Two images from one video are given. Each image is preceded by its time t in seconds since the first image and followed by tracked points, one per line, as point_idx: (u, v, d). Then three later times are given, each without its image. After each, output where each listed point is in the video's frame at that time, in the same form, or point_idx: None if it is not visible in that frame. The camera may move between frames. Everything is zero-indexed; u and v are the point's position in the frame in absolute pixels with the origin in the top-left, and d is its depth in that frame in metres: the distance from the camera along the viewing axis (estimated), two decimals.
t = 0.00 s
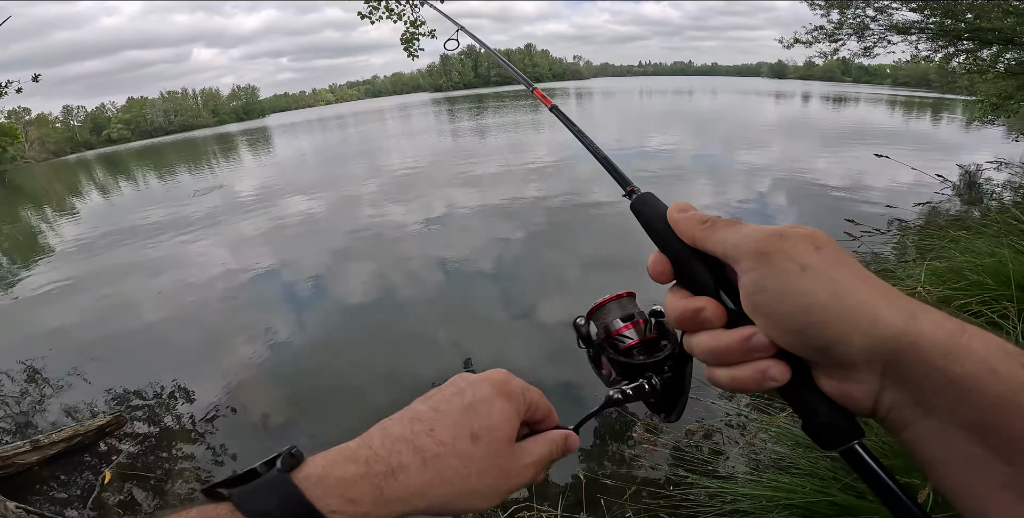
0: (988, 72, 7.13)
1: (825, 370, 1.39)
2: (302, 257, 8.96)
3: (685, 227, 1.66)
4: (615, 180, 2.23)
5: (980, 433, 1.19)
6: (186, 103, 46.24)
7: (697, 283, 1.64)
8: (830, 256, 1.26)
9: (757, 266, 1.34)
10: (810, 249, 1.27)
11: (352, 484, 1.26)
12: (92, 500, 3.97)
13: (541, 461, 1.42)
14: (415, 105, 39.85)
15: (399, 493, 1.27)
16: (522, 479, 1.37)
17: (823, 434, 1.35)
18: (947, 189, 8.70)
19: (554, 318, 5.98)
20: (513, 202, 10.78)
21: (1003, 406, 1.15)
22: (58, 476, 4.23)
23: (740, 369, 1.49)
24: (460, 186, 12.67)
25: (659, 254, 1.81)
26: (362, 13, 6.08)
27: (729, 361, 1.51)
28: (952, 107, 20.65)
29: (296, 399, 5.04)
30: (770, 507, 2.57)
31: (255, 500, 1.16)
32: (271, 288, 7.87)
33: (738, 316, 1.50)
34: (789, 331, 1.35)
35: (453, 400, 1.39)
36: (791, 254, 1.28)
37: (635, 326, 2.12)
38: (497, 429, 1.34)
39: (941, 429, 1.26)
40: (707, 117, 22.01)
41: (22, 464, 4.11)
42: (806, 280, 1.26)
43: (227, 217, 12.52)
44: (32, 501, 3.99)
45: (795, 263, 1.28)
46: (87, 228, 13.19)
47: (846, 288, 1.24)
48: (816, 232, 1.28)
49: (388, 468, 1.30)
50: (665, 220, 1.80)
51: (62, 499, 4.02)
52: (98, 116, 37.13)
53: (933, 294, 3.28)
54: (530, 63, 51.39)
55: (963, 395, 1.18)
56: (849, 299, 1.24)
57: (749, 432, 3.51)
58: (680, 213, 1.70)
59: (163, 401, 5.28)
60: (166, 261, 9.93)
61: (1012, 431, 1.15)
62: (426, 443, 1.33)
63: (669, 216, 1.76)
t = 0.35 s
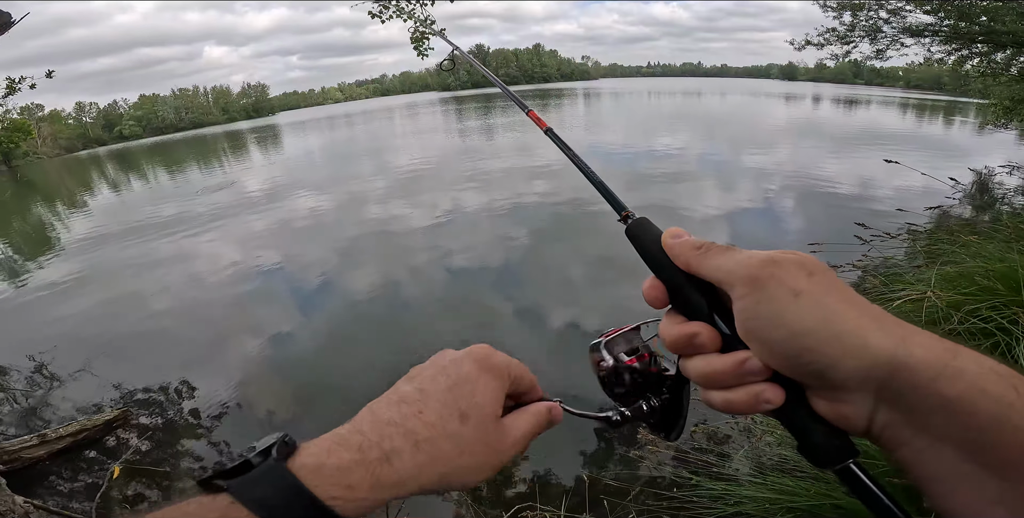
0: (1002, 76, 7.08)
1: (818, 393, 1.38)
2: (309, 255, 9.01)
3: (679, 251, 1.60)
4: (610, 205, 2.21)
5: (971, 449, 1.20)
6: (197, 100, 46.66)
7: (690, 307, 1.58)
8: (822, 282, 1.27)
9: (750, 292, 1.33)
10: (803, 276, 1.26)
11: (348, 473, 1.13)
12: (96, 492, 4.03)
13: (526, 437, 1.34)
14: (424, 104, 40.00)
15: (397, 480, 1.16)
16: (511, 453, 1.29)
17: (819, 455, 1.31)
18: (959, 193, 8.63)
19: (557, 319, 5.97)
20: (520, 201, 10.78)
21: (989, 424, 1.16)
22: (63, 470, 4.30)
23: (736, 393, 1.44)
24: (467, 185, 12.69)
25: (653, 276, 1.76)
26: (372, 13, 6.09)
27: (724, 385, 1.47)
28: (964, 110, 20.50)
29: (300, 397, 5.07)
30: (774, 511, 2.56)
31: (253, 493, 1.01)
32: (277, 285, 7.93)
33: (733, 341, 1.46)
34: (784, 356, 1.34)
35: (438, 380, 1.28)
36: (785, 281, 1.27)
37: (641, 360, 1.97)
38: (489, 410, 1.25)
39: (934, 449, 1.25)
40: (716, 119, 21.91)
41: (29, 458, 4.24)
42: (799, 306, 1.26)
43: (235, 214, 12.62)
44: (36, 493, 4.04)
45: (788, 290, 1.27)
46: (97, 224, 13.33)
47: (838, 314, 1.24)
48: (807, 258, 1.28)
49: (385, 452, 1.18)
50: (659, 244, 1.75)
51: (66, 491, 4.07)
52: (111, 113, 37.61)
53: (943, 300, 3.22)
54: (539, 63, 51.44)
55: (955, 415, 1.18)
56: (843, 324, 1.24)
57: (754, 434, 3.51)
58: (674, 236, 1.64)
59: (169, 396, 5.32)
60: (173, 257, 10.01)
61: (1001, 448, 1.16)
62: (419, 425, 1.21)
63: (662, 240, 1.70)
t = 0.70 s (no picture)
0: (1016, 79, 7.01)
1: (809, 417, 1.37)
2: (315, 252, 9.06)
3: (674, 276, 1.57)
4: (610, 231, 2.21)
5: (957, 470, 1.20)
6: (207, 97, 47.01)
7: (687, 331, 1.56)
8: (811, 312, 1.24)
9: (741, 323, 1.31)
10: (792, 306, 1.24)
11: (315, 462, 1.14)
12: (101, 487, 4.06)
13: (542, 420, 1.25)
14: (432, 103, 40.06)
15: (369, 469, 1.12)
16: (517, 442, 1.20)
17: (811, 475, 1.34)
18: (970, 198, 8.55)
19: (561, 319, 5.97)
20: (525, 201, 10.78)
21: (974, 447, 1.17)
22: (69, 464, 4.34)
23: (730, 416, 1.43)
24: (473, 184, 12.71)
25: (651, 299, 1.74)
26: (381, 12, 6.12)
27: (719, 409, 1.45)
28: (977, 113, 20.29)
29: (305, 393, 5.11)
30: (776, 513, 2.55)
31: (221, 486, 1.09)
32: (283, 281, 7.98)
33: (728, 367, 1.44)
34: (774, 384, 1.33)
35: (426, 368, 1.23)
36: (775, 311, 1.25)
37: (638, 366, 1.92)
38: (476, 395, 1.18)
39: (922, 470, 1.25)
40: (724, 120, 21.81)
41: (36, 452, 4.24)
42: (790, 337, 1.24)
43: (242, 210, 12.70)
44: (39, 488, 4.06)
45: (778, 320, 1.25)
46: (106, 219, 13.45)
47: (827, 344, 1.22)
48: (797, 288, 1.26)
49: (356, 443, 1.15)
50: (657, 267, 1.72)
51: (70, 486, 4.11)
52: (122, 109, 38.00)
53: (953, 304, 3.16)
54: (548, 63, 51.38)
55: (941, 437, 1.18)
56: (832, 355, 1.21)
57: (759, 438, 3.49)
58: (671, 261, 1.61)
59: (175, 391, 5.35)
60: (181, 252, 10.09)
61: (987, 470, 1.16)
62: (399, 413, 1.17)
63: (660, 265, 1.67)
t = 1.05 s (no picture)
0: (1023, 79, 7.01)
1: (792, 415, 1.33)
2: (318, 249, 9.09)
3: (661, 276, 1.54)
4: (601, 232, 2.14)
5: (941, 474, 1.14)
6: (212, 96, 47.18)
7: (673, 331, 1.53)
8: (794, 312, 1.24)
9: (725, 322, 1.31)
10: (774, 306, 1.24)
11: None
12: (105, 486, 4.08)
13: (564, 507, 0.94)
14: (435, 103, 40.13)
15: None
16: None
17: (794, 476, 1.27)
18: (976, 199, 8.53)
19: (563, 318, 5.96)
20: (528, 200, 10.79)
21: (958, 449, 1.11)
22: (73, 462, 4.37)
23: (716, 416, 1.41)
24: (476, 183, 12.73)
25: (639, 298, 1.69)
26: (386, 11, 6.13)
27: (704, 408, 1.43)
28: (983, 114, 20.27)
29: (307, 391, 5.12)
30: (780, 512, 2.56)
31: None
32: (285, 279, 8.01)
33: (714, 366, 1.41)
34: (758, 383, 1.32)
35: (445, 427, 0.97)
36: (757, 311, 1.25)
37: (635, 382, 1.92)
38: (503, 464, 0.92)
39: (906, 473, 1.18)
40: (728, 120, 21.81)
41: (39, 450, 4.27)
42: (771, 336, 1.24)
43: (246, 208, 12.74)
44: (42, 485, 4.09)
45: (760, 320, 1.25)
46: (111, 216, 13.51)
47: (806, 343, 1.22)
48: (780, 287, 1.25)
49: (353, 505, 0.87)
50: (644, 268, 1.68)
51: (73, 484, 4.13)
52: (128, 107, 38.20)
53: (960, 306, 3.13)
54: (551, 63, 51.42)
55: (921, 437, 1.13)
56: (812, 354, 1.21)
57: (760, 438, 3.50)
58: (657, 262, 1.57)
59: (178, 389, 5.37)
60: (185, 250, 10.13)
61: (971, 473, 1.10)
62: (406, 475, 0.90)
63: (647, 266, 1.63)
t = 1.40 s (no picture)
0: None
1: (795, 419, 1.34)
2: (320, 248, 9.11)
3: (661, 285, 1.62)
4: (598, 240, 2.20)
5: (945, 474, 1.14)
6: (214, 94, 47.34)
7: (674, 338, 1.59)
8: (797, 314, 1.25)
9: (729, 326, 1.34)
10: (778, 309, 1.25)
11: None
12: (107, 485, 4.08)
13: None
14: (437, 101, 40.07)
15: None
16: None
17: (797, 477, 1.31)
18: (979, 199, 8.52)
19: (565, 318, 5.97)
20: (530, 199, 10.79)
21: (961, 450, 1.12)
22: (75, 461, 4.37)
23: (718, 421, 1.42)
24: (478, 183, 12.73)
25: (639, 308, 1.76)
26: (390, 10, 6.16)
27: (706, 413, 1.45)
28: (987, 115, 20.21)
29: (309, 389, 5.14)
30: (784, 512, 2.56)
31: None
32: (287, 277, 8.03)
33: (716, 371, 1.46)
34: (761, 387, 1.34)
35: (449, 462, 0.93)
36: (760, 314, 1.27)
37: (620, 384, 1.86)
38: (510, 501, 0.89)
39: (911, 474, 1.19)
40: (731, 120, 21.75)
41: (40, 448, 4.24)
42: (776, 340, 1.25)
43: (249, 207, 12.77)
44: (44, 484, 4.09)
45: (764, 323, 1.27)
46: (113, 215, 13.53)
47: (811, 346, 1.22)
48: (783, 291, 1.27)
49: None
50: (642, 280, 1.77)
51: (74, 483, 4.13)
52: (131, 106, 38.36)
53: (964, 307, 3.12)
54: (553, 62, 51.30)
55: (924, 438, 1.14)
56: (816, 356, 1.21)
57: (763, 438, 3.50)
58: (659, 272, 1.67)
59: (180, 388, 5.37)
60: (187, 248, 10.15)
61: (976, 473, 1.11)
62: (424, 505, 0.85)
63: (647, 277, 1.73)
